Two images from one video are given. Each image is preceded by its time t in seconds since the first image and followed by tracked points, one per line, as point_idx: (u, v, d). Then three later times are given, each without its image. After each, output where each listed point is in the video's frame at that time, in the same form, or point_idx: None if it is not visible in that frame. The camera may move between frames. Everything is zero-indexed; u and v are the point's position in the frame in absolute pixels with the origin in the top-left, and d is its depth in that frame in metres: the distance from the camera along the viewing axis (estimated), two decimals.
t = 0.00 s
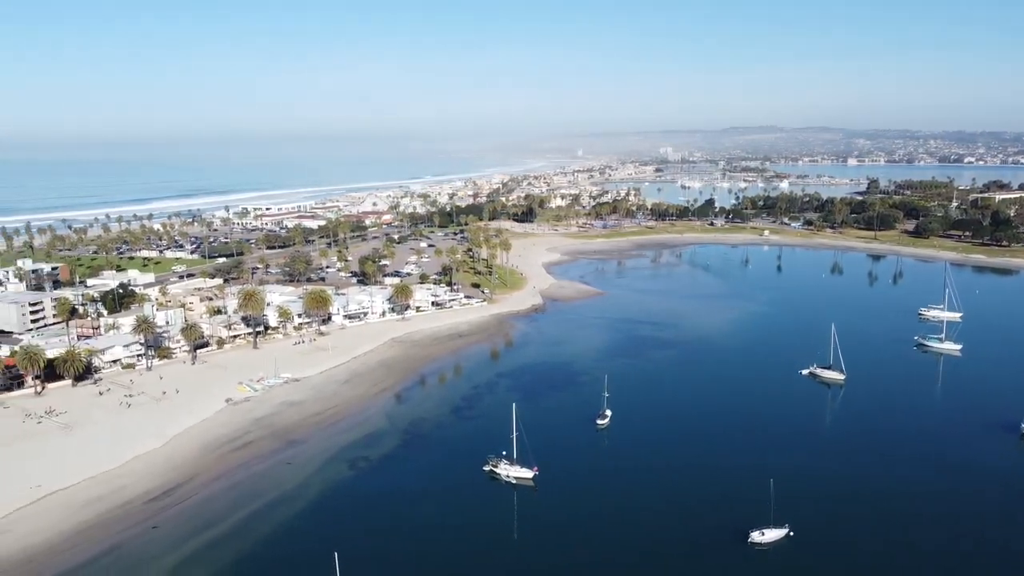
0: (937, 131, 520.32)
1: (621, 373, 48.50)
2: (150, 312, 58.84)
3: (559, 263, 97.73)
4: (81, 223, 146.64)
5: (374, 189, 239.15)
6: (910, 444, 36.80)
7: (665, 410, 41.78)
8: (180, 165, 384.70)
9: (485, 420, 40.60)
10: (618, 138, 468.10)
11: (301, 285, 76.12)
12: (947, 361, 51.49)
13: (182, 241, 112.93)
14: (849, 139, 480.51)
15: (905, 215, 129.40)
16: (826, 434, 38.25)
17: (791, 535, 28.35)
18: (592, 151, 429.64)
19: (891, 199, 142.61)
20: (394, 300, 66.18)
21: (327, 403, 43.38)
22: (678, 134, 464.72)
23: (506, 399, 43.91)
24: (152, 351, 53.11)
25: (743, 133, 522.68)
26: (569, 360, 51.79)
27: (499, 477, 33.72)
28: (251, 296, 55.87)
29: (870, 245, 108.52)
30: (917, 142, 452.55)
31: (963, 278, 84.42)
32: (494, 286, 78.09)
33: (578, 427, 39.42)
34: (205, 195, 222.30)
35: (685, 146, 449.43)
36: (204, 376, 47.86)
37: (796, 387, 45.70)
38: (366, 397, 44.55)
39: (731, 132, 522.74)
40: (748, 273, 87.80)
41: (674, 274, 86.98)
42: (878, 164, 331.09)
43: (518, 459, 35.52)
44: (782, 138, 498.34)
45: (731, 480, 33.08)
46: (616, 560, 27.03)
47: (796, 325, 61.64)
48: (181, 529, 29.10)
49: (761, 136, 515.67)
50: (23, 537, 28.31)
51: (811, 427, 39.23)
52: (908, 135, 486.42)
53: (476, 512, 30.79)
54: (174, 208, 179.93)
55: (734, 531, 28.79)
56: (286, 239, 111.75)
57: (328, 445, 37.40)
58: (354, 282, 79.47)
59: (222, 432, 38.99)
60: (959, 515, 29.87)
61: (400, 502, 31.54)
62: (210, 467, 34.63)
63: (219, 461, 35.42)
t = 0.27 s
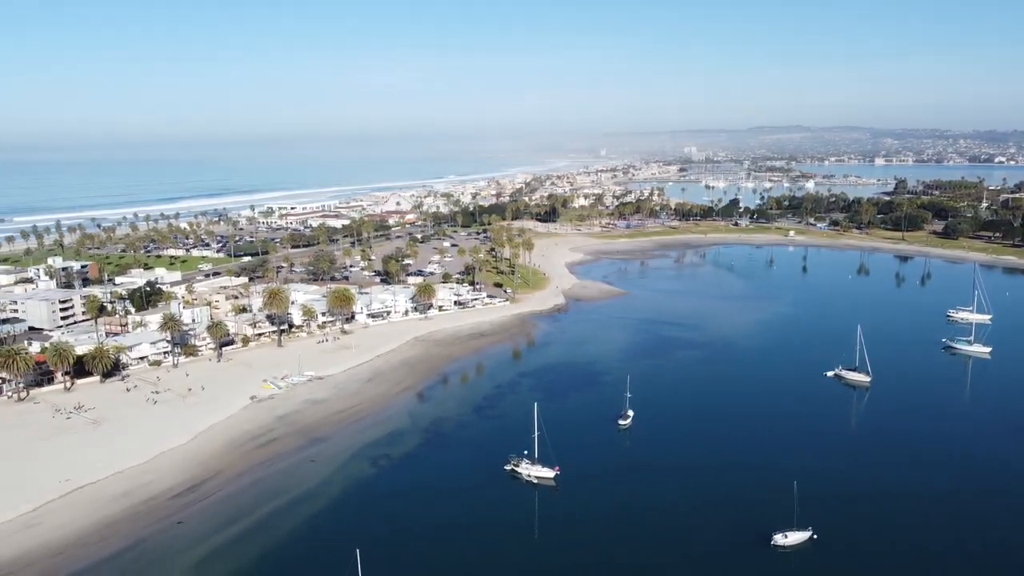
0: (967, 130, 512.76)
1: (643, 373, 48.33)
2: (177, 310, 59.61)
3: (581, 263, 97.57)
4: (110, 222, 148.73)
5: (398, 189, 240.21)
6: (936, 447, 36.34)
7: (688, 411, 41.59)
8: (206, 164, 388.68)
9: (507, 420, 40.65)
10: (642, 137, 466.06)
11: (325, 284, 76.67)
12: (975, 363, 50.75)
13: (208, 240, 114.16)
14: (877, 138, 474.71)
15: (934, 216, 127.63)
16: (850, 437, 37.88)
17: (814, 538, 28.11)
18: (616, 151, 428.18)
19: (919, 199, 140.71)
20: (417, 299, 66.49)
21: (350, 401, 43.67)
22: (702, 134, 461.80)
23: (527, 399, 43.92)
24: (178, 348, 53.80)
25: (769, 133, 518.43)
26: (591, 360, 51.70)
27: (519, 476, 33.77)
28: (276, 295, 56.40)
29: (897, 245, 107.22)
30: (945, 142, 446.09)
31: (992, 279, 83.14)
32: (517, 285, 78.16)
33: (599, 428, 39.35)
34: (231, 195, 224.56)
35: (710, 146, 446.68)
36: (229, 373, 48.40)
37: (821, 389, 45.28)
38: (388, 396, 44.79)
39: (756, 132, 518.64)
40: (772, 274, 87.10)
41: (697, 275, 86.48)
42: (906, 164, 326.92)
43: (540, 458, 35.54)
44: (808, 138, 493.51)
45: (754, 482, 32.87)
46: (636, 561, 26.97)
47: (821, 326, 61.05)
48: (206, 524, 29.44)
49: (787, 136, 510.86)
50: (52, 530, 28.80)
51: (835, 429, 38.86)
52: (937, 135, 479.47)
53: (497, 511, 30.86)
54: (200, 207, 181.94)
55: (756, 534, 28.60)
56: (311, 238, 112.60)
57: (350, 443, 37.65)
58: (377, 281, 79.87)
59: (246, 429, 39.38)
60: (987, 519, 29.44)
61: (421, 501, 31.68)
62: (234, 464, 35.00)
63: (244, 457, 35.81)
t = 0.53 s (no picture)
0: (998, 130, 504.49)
1: (666, 374, 48.09)
2: (203, 308, 60.27)
3: (604, 263, 97.32)
4: (137, 221, 150.51)
5: (421, 188, 241.17)
6: (964, 451, 35.80)
7: (710, 412, 41.34)
8: (232, 164, 392.62)
9: (528, 420, 40.66)
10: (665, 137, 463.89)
11: (348, 283, 77.14)
12: (1005, 366, 49.93)
13: (234, 239, 115.31)
14: (904, 138, 468.43)
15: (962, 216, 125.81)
16: (876, 440, 37.42)
17: (838, 542, 27.81)
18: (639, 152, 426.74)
19: (948, 199, 138.77)
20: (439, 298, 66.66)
21: (372, 400, 43.88)
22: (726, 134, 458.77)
23: (549, 399, 43.87)
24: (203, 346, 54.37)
25: (794, 133, 513.93)
26: (613, 360, 51.54)
27: (541, 476, 33.73)
28: (300, 294, 56.82)
29: (924, 246, 105.86)
30: (975, 142, 439.36)
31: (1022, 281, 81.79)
32: (539, 285, 78.12)
33: (621, 428, 39.21)
34: (256, 194, 226.74)
35: (734, 146, 443.71)
36: (253, 371, 48.85)
37: (846, 391, 44.78)
38: (410, 395, 44.98)
39: (781, 132, 514.04)
40: (797, 275, 86.33)
41: (721, 275, 85.94)
42: (935, 164, 322.57)
43: (561, 459, 35.48)
44: (834, 138, 488.43)
45: (777, 485, 32.59)
46: (658, 563, 26.81)
47: (846, 328, 60.39)
48: (230, 520, 29.76)
49: (813, 136, 505.75)
50: (79, 524, 29.24)
51: (860, 432, 38.41)
52: (966, 134, 472.23)
53: (519, 511, 30.89)
54: (225, 206, 183.84)
55: (779, 537, 28.35)
56: (334, 237, 113.35)
57: (372, 441, 37.84)
58: (400, 280, 80.21)
59: (270, 426, 39.73)
60: (1015, 524, 28.95)
61: (444, 499, 31.77)
62: (258, 461, 35.32)
63: (267, 454, 36.13)
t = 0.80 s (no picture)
0: None
1: (687, 374, 47.81)
2: (227, 306, 60.91)
3: (626, 262, 96.99)
4: (164, 219, 152.36)
5: (444, 188, 241.66)
6: (991, 454, 35.22)
7: (732, 413, 41.04)
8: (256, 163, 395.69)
9: (548, 419, 40.64)
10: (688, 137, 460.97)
11: (371, 282, 77.51)
12: None
13: (258, 237, 116.30)
14: (933, 138, 460.92)
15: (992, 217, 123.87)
16: (901, 443, 36.94)
17: (861, 545, 27.49)
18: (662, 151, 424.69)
19: (977, 199, 136.68)
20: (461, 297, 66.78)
21: (394, 398, 44.05)
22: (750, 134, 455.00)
23: (570, 398, 43.79)
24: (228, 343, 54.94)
25: (819, 132, 508.70)
26: (635, 360, 51.32)
27: (561, 475, 33.70)
28: (323, 292, 57.21)
29: (953, 247, 104.36)
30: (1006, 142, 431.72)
31: None
32: (561, 285, 78.02)
33: (642, 428, 39.03)
34: (280, 193, 228.55)
35: (759, 146, 440.05)
36: (277, 368, 49.26)
37: (871, 393, 44.23)
38: (431, 393, 45.11)
39: (806, 131, 509.13)
40: (822, 275, 85.45)
41: (744, 275, 85.31)
42: (964, 163, 317.78)
43: (581, 458, 35.39)
44: (860, 138, 482.44)
45: (800, 487, 32.28)
46: (678, 564, 26.66)
47: (872, 329, 59.64)
48: (253, 516, 30.04)
49: (839, 135, 500.33)
50: (106, 518, 29.67)
51: (885, 434, 37.94)
52: (996, 134, 464.20)
53: (538, 510, 30.88)
54: (250, 205, 185.41)
55: (801, 539, 28.09)
56: (357, 236, 113.98)
57: (393, 439, 38.01)
58: (422, 279, 80.48)
59: (292, 423, 40.07)
60: None
61: (464, 498, 31.84)
62: (280, 457, 35.62)
63: (289, 451, 36.41)
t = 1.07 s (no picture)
0: None
1: (710, 375, 47.51)
2: (252, 304, 61.59)
3: (649, 262, 96.60)
4: (190, 217, 154.06)
5: (467, 187, 242.09)
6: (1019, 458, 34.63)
7: (756, 414, 40.67)
8: (280, 163, 398.80)
9: (569, 418, 40.61)
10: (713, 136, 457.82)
11: (394, 280, 77.93)
12: None
13: (283, 236, 117.33)
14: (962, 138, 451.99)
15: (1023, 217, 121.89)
16: (926, 446, 36.45)
17: (885, 549, 27.18)
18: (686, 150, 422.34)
19: (1008, 199, 134.50)
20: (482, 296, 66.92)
21: (416, 396, 44.23)
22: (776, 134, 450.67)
23: (591, 398, 43.71)
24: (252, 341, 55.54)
25: (846, 131, 502.91)
26: (657, 360, 51.10)
27: (582, 475, 33.65)
28: (346, 290, 57.59)
29: (982, 247, 102.84)
30: None
31: None
32: (583, 284, 77.93)
33: (663, 429, 38.87)
34: (305, 192, 230.04)
35: (784, 145, 436.28)
36: (300, 366, 49.67)
37: (896, 395, 43.71)
38: (454, 391, 45.25)
39: (833, 131, 503.84)
40: (847, 276, 84.56)
41: (768, 276, 84.62)
42: (994, 163, 312.65)
43: (602, 458, 35.31)
44: (888, 137, 475.16)
45: (823, 489, 31.96)
46: (698, 566, 26.53)
47: (897, 330, 58.90)
48: (276, 512, 30.32)
49: (866, 134, 494.45)
50: (132, 512, 30.09)
51: (910, 437, 37.46)
52: None
53: (559, 509, 30.87)
54: (276, 204, 187.04)
55: (824, 543, 27.82)
56: (380, 235, 114.59)
57: (414, 437, 38.17)
58: (444, 278, 80.71)
59: (315, 420, 40.37)
60: None
61: (485, 496, 31.88)
62: (302, 454, 35.90)
63: (312, 448, 36.72)
